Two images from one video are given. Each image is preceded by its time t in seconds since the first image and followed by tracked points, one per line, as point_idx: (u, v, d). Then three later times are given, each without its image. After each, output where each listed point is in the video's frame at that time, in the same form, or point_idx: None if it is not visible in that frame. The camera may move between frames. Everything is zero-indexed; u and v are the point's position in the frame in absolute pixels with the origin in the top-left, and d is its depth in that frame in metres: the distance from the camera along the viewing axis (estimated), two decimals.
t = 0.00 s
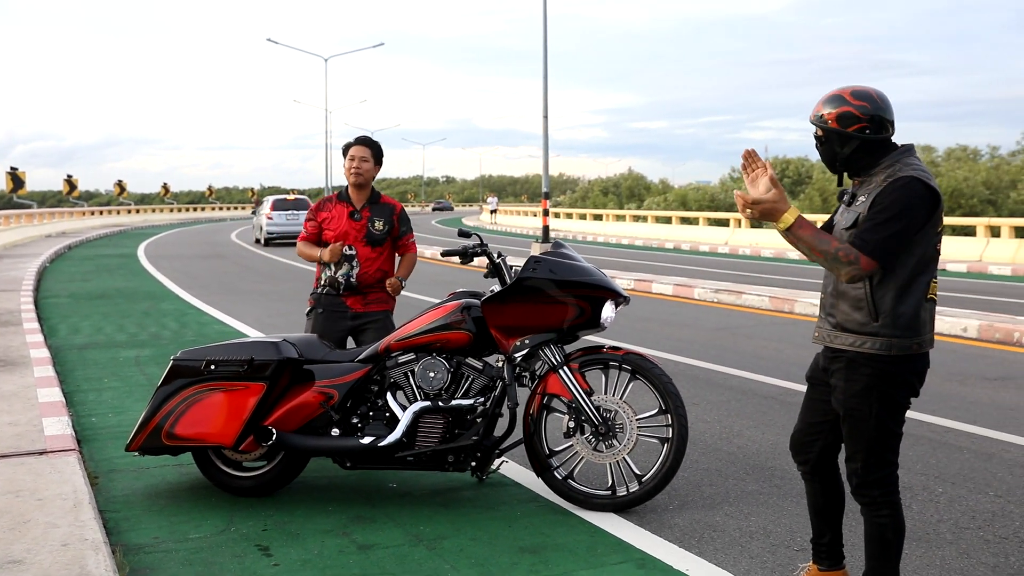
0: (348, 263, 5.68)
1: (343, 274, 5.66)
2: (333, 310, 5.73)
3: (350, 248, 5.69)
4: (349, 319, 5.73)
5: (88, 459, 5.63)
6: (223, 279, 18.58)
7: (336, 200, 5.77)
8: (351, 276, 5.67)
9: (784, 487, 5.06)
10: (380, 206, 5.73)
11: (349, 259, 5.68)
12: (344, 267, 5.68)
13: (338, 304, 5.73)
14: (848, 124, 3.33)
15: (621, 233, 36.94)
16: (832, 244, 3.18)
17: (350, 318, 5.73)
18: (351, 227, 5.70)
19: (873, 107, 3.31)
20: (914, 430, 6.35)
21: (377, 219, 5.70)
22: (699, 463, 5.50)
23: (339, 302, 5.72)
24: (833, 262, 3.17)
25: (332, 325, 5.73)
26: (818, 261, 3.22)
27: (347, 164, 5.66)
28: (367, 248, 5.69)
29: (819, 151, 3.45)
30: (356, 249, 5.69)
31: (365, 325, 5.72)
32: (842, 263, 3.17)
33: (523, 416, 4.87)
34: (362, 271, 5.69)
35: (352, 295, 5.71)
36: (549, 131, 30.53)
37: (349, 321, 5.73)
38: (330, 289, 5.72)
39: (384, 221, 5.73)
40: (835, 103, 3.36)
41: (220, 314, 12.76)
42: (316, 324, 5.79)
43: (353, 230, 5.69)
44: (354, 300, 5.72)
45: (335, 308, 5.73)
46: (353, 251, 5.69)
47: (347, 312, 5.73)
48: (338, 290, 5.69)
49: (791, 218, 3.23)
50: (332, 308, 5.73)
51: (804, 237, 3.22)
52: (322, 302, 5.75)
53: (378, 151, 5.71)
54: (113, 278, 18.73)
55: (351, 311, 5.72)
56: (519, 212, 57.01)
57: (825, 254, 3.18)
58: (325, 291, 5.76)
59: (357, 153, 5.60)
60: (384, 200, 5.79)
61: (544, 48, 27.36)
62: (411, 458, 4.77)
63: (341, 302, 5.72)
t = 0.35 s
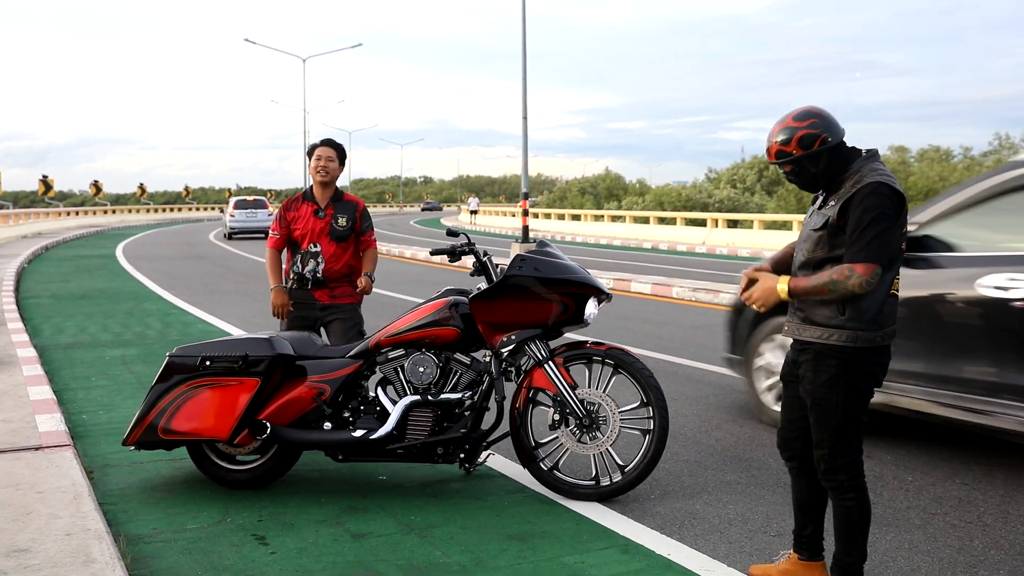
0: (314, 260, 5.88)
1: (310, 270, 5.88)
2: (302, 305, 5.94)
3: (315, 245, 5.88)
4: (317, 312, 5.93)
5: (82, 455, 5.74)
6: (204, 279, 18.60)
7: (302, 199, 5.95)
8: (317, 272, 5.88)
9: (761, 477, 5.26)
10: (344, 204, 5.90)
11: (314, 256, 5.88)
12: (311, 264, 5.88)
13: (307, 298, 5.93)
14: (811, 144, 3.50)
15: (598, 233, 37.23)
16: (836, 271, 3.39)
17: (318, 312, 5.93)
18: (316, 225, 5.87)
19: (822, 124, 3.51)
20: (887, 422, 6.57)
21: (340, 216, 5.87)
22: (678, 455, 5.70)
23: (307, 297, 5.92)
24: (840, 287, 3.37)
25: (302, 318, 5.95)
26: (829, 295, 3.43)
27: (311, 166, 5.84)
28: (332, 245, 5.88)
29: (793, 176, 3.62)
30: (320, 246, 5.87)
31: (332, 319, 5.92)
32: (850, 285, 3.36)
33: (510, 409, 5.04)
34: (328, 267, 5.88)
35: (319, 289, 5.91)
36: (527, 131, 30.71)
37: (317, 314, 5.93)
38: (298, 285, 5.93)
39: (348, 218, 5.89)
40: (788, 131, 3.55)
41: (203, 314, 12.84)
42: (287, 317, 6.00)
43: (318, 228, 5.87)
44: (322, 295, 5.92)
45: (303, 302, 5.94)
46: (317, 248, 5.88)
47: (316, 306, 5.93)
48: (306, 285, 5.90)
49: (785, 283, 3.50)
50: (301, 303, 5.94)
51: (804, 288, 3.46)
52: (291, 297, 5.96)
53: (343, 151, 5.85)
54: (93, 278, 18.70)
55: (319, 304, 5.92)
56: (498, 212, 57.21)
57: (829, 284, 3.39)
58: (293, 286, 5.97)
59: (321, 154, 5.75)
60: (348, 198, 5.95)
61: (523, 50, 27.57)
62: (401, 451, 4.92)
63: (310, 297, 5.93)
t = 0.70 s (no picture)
0: (315, 253, 5.99)
1: (311, 264, 5.98)
2: (300, 298, 6.01)
3: (315, 240, 5.99)
4: (316, 306, 6.04)
5: (96, 450, 5.84)
6: (203, 279, 18.69)
7: (301, 195, 6.06)
8: (318, 265, 5.99)
9: (764, 472, 5.39)
10: (342, 202, 6.05)
11: (315, 250, 5.99)
12: (311, 257, 5.98)
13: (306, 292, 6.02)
14: (808, 149, 3.58)
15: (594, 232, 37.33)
16: (913, 259, 3.35)
17: (317, 305, 6.04)
18: (316, 221, 6.00)
19: (817, 130, 3.60)
20: (885, 418, 6.71)
21: (340, 212, 6.01)
22: (683, 450, 5.82)
23: (306, 290, 6.01)
24: (919, 274, 3.34)
25: (301, 311, 6.02)
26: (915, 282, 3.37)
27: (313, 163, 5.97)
28: (332, 240, 6.00)
29: (784, 182, 3.67)
30: (321, 241, 5.99)
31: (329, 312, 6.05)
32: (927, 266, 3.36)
33: (520, 406, 5.15)
34: (328, 260, 6.00)
35: (318, 283, 6.02)
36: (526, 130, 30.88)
37: (316, 307, 6.04)
38: (298, 279, 6.01)
39: (347, 215, 6.04)
40: (786, 136, 3.61)
41: (206, 313, 12.93)
42: (284, 310, 6.08)
43: (318, 224, 5.99)
44: (321, 288, 6.03)
45: (302, 296, 6.02)
46: (318, 243, 5.99)
47: (314, 299, 6.03)
48: (306, 278, 5.99)
49: (879, 297, 3.33)
50: (300, 296, 6.01)
51: (897, 291, 3.33)
52: (290, 290, 6.02)
53: (342, 152, 6.02)
54: (94, 277, 18.74)
55: (318, 297, 6.03)
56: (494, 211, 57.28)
57: (915, 272, 3.33)
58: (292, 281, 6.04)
59: (323, 154, 5.90)
60: (346, 197, 6.11)
61: (520, 48, 27.61)
62: (413, 446, 5.03)
63: (308, 290, 6.01)
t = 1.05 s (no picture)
0: (334, 252, 6.10)
1: (332, 261, 6.07)
2: (319, 295, 6.11)
3: (335, 240, 6.11)
4: (334, 303, 6.18)
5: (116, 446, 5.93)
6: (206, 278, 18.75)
7: (317, 195, 6.13)
8: (339, 264, 6.11)
9: (775, 466, 5.49)
10: (356, 203, 6.19)
11: (335, 248, 6.10)
12: (332, 255, 6.08)
13: (326, 290, 6.14)
14: (844, 138, 3.71)
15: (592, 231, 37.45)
16: (858, 242, 3.47)
17: (335, 303, 6.19)
18: (334, 221, 6.11)
19: (852, 122, 3.74)
20: (890, 413, 6.81)
21: (356, 214, 6.17)
22: (693, 445, 5.92)
23: (324, 288, 6.12)
24: (859, 256, 3.45)
25: (321, 308, 6.12)
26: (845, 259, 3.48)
27: (333, 164, 6.03)
28: (350, 240, 6.16)
29: (822, 174, 3.78)
30: (340, 241, 6.13)
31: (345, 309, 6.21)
32: (870, 258, 3.46)
33: (535, 400, 5.24)
34: (347, 260, 6.15)
35: (336, 281, 6.15)
36: (525, 128, 30.93)
37: (335, 305, 6.18)
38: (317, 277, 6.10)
39: (362, 217, 6.20)
40: (822, 127, 3.74)
41: (212, 311, 13.01)
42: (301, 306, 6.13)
43: (337, 224, 6.11)
44: (338, 286, 6.17)
45: (322, 294, 6.13)
46: (337, 242, 6.12)
47: (331, 297, 6.15)
48: (325, 276, 6.09)
49: (808, 228, 3.47)
50: (318, 293, 6.11)
51: (830, 243, 3.46)
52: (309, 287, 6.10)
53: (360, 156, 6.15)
54: (98, 277, 18.82)
55: (337, 295, 6.17)
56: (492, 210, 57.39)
57: (853, 251, 3.46)
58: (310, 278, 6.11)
59: (346, 158, 6.01)
60: (355, 198, 6.24)
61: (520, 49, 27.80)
62: (431, 440, 5.13)
63: (325, 287, 6.13)
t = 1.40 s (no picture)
0: (337, 247, 6.16)
1: (335, 256, 6.15)
2: (323, 291, 6.18)
3: (337, 235, 6.15)
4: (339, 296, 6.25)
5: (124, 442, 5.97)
6: (206, 275, 18.80)
7: (316, 192, 6.15)
8: (341, 258, 6.18)
9: (778, 463, 5.55)
10: (354, 198, 6.25)
11: (337, 243, 6.16)
12: (335, 251, 6.14)
13: (331, 284, 6.21)
14: (849, 137, 3.75)
15: (589, 230, 37.53)
16: (840, 252, 3.67)
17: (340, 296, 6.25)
18: (336, 217, 6.15)
19: (857, 121, 3.77)
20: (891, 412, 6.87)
21: (355, 208, 6.22)
22: (696, 442, 5.98)
23: (328, 283, 6.20)
24: (841, 264, 3.66)
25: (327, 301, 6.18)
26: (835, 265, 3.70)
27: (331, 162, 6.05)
28: (351, 233, 6.22)
29: (828, 174, 3.82)
30: (342, 235, 6.17)
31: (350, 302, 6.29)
32: (853, 267, 3.64)
33: (541, 398, 5.29)
34: (350, 253, 6.21)
35: (340, 275, 6.22)
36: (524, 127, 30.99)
37: (339, 298, 6.26)
38: (321, 273, 6.16)
39: (360, 210, 6.26)
40: (828, 126, 3.79)
41: (213, 309, 13.05)
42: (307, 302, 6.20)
43: (338, 220, 6.15)
44: (343, 280, 6.24)
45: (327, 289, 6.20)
46: (339, 237, 6.16)
47: (336, 291, 6.23)
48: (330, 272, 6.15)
49: (802, 233, 3.73)
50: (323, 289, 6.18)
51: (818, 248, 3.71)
52: (314, 283, 6.16)
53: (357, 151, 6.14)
54: (97, 275, 18.85)
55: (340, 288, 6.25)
56: (490, 209, 57.45)
57: (837, 259, 3.67)
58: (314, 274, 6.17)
59: (345, 156, 5.98)
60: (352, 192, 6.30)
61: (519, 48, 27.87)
62: (438, 437, 5.18)
63: (329, 282, 6.20)
